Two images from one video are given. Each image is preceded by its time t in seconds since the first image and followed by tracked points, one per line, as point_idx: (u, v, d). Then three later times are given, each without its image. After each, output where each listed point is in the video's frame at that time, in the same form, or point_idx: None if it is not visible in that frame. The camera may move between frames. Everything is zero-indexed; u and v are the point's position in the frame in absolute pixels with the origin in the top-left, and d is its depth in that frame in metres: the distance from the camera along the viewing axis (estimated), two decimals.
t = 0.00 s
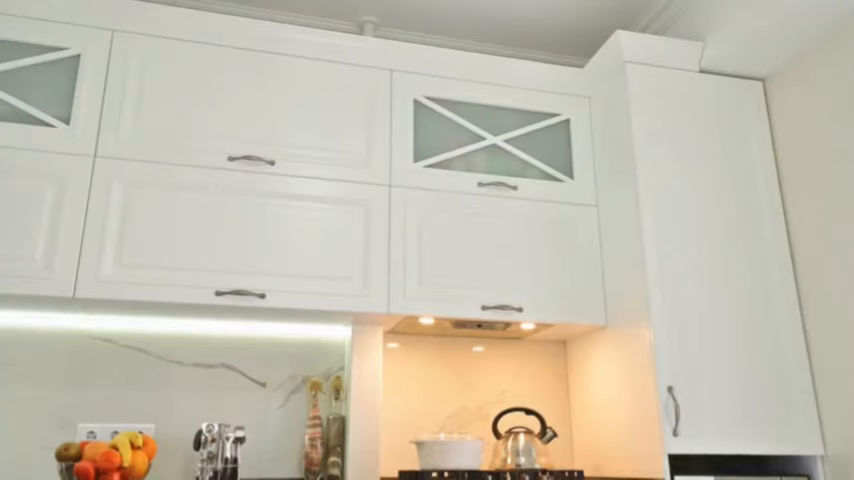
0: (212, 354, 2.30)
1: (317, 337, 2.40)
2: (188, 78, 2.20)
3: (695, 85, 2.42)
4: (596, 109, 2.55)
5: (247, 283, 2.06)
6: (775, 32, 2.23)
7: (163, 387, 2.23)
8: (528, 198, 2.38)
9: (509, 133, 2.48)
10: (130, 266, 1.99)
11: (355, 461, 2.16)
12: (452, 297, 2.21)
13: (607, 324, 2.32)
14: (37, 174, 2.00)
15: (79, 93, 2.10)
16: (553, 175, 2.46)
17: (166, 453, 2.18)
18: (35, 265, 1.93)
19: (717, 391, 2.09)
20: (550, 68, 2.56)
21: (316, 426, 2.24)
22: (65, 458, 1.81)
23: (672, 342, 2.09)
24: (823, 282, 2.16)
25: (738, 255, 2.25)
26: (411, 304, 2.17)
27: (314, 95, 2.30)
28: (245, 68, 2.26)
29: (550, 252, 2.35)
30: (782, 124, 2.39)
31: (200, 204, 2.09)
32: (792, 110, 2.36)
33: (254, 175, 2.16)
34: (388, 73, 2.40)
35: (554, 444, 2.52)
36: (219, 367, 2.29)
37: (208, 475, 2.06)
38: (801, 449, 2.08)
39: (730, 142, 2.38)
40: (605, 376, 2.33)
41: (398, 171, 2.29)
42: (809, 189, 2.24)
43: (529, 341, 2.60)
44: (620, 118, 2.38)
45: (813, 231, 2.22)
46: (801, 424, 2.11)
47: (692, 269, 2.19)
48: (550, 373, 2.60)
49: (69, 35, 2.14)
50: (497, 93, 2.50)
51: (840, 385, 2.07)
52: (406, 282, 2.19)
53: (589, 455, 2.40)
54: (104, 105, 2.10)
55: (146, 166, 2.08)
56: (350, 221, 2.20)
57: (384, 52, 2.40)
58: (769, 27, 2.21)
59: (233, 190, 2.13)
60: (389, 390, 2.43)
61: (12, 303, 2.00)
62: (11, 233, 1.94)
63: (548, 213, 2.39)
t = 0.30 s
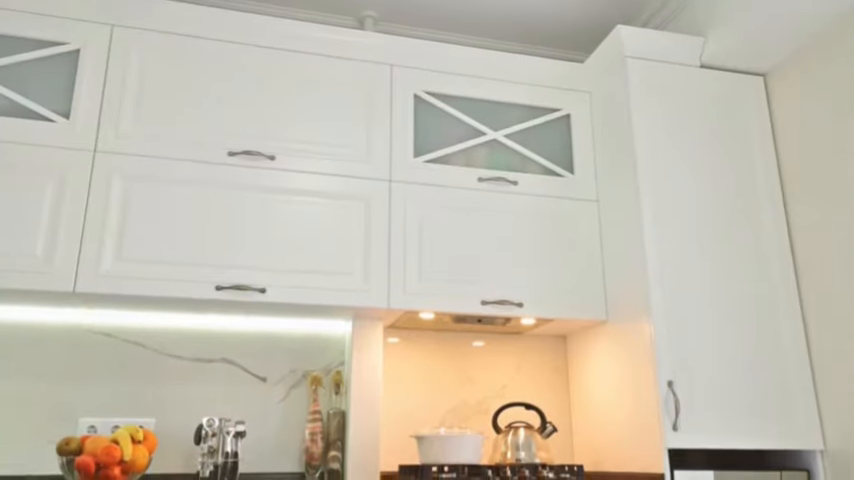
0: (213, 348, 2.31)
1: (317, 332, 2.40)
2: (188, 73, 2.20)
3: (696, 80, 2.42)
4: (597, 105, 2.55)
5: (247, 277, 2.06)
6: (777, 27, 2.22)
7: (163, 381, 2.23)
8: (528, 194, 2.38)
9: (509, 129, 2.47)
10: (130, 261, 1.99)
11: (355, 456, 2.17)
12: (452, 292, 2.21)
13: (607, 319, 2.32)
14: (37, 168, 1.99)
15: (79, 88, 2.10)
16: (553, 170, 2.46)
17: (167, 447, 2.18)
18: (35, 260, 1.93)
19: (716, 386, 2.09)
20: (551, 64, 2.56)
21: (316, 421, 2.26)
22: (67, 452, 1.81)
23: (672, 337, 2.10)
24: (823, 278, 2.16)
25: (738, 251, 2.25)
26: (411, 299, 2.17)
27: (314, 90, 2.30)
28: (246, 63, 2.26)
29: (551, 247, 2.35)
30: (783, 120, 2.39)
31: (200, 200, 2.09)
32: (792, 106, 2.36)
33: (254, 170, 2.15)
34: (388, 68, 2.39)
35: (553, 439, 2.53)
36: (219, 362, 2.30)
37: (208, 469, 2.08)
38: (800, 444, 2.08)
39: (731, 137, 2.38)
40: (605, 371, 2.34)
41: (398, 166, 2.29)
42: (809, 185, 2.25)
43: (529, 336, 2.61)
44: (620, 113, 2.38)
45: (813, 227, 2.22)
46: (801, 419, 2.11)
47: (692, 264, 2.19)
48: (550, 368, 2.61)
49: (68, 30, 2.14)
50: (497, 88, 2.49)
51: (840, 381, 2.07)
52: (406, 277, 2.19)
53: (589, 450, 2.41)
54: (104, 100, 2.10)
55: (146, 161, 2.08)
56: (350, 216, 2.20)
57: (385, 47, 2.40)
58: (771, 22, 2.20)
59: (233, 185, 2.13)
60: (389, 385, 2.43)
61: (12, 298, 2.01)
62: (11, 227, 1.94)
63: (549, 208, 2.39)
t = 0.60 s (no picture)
0: (213, 334, 2.31)
1: (317, 318, 2.41)
2: (186, 58, 2.18)
3: (697, 65, 2.40)
4: (597, 90, 2.53)
5: (247, 263, 2.06)
6: (779, 12, 2.21)
7: (165, 366, 2.24)
8: (528, 180, 2.38)
9: (510, 114, 2.47)
10: (130, 247, 1.99)
11: (355, 441, 2.18)
12: (453, 279, 2.22)
13: (606, 305, 2.33)
14: (36, 154, 1.99)
15: (77, 73, 2.09)
16: (554, 156, 2.45)
17: (169, 432, 2.19)
18: (35, 246, 1.93)
19: (716, 371, 2.09)
20: (552, 49, 2.54)
21: (316, 406, 2.26)
22: (68, 437, 1.80)
23: (671, 323, 2.10)
24: (823, 264, 2.16)
25: (738, 238, 2.25)
26: (411, 285, 2.17)
27: (313, 75, 2.29)
28: (244, 48, 2.25)
29: (551, 233, 2.35)
30: (785, 106, 2.38)
31: (200, 185, 2.09)
32: (794, 92, 2.34)
33: (253, 155, 2.15)
34: (388, 53, 2.38)
35: (553, 424, 2.54)
36: (219, 348, 2.30)
37: (210, 454, 2.09)
38: (798, 429, 2.09)
39: (732, 123, 2.37)
40: (604, 357, 2.34)
41: (398, 152, 2.28)
42: (810, 171, 2.24)
43: (529, 322, 2.61)
44: (621, 99, 2.37)
45: (813, 213, 2.22)
46: (799, 405, 2.12)
47: (692, 250, 2.19)
48: (551, 353, 2.61)
49: (66, 14, 2.13)
50: (498, 73, 2.48)
51: (839, 366, 2.07)
52: (407, 263, 2.19)
53: (589, 434, 2.42)
54: (102, 85, 2.09)
55: (144, 147, 2.07)
56: (350, 202, 2.20)
57: (385, 32, 2.38)
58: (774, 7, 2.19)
59: (232, 171, 2.12)
60: (389, 370, 2.44)
61: (12, 283, 2.01)
62: (11, 213, 1.93)
63: (549, 194, 2.38)
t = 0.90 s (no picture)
0: (214, 318, 2.32)
1: (317, 302, 2.41)
2: (185, 41, 2.17)
3: (699, 49, 2.39)
4: (599, 74, 2.52)
5: (247, 247, 2.06)
6: None
7: (166, 350, 2.25)
8: (529, 164, 2.37)
9: (510, 98, 2.45)
10: (130, 230, 1.99)
11: (355, 424, 2.20)
12: (453, 263, 2.22)
13: (606, 290, 2.33)
14: (35, 137, 1.98)
15: (76, 55, 2.07)
16: (555, 140, 2.44)
17: (171, 415, 2.20)
18: (35, 230, 1.92)
19: (715, 355, 2.10)
20: (553, 32, 2.52)
21: (317, 390, 2.28)
22: (70, 420, 1.81)
23: (671, 307, 2.10)
24: (824, 249, 2.16)
25: (739, 222, 2.24)
26: (411, 269, 2.17)
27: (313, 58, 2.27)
28: (243, 31, 2.23)
29: (552, 217, 2.35)
30: (787, 90, 2.36)
31: (199, 169, 2.08)
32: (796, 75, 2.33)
33: (253, 139, 2.14)
34: (388, 36, 2.36)
35: (552, 407, 2.55)
36: (220, 331, 2.31)
37: (212, 436, 2.11)
38: (796, 413, 2.10)
39: (734, 107, 2.36)
40: (604, 340, 2.35)
41: (399, 135, 2.27)
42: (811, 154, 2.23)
43: (529, 306, 2.62)
44: (622, 83, 2.35)
45: (813, 197, 2.21)
46: (797, 388, 2.13)
47: (692, 234, 2.19)
48: (550, 338, 2.62)
49: None
50: (499, 56, 2.47)
51: (839, 351, 2.07)
52: (407, 247, 2.19)
53: (588, 418, 2.43)
54: (101, 68, 2.07)
55: (144, 130, 2.06)
56: (350, 185, 2.19)
57: (385, 15, 2.36)
58: None
59: (231, 154, 2.11)
60: (389, 354, 2.45)
61: (13, 266, 2.01)
62: (11, 196, 1.93)
63: (550, 178, 2.38)
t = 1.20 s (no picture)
0: (214, 303, 2.32)
1: (318, 287, 2.42)
2: (184, 25, 2.15)
3: (701, 33, 2.37)
4: (600, 58, 2.51)
5: (247, 233, 2.06)
6: None
7: (167, 335, 2.25)
8: (529, 149, 2.36)
9: (511, 83, 2.44)
10: (131, 216, 1.98)
11: (356, 409, 2.22)
12: (453, 249, 2.21)
13: (606, 275, 2.33)
14: (34, 122, 1.97)
15: (74, 40, 2.06)
16: (556, 125, 2.43)
17: (172, 400, 2.21)
18: (35, 215, 1.92)
19: (715, 340, 2.10)
20: (554, 16, 2.50)
21: (318, 374, 2.28)
22: (72, 404, 1.81)
23: (671, 292, 2.10)
24: (824, 234, 2.15)
25: (739, 208, 2.24)
26: (411, 255, 2.17)
27: (313, 43, 2.26)
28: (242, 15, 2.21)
29: (552, 203, 2.34)
30: (789, 75, 2.35)
31: (199, 154, 2.07)
32: (798, 60, 2.31)
33: (253, 124, 2.13)
34: (388, 20, 2.35)
35: (551, 392, 2.56)
36: (221, 316, 2.31)
37: (213, 421, 2.11)
38: (795, 397, 2.11)
39: (735, 92, 2.35)
40: (604, 326, 2.35)
41: (399, 121, 2.26)
42: (812, 139, 2.23)
43: (529, 292, 2.62)
44: (623, 68, 2.34)
45: (814, 182, 2.21)
46: (797, 372, 2.13)
47: (693, 219, 2.19)
48: (550, 323, 2.62)
49: None
50: (499, 41, 2.45)
51: (838, 336, 2.08)
52: (407, 233, 2.19)
53: (588, 403, 2.44)
54: (99, 52, 2.06)
55: (143, 115, 2.05)
56: (350, 171, 2.18)
57: None
58: None
59: (231, 139, 2.11)
60: (390, 339, 2.45)
61: (13, 252, 2.00)
62: (10, 182, 1.92)
63: (550, 164, 2.37)
